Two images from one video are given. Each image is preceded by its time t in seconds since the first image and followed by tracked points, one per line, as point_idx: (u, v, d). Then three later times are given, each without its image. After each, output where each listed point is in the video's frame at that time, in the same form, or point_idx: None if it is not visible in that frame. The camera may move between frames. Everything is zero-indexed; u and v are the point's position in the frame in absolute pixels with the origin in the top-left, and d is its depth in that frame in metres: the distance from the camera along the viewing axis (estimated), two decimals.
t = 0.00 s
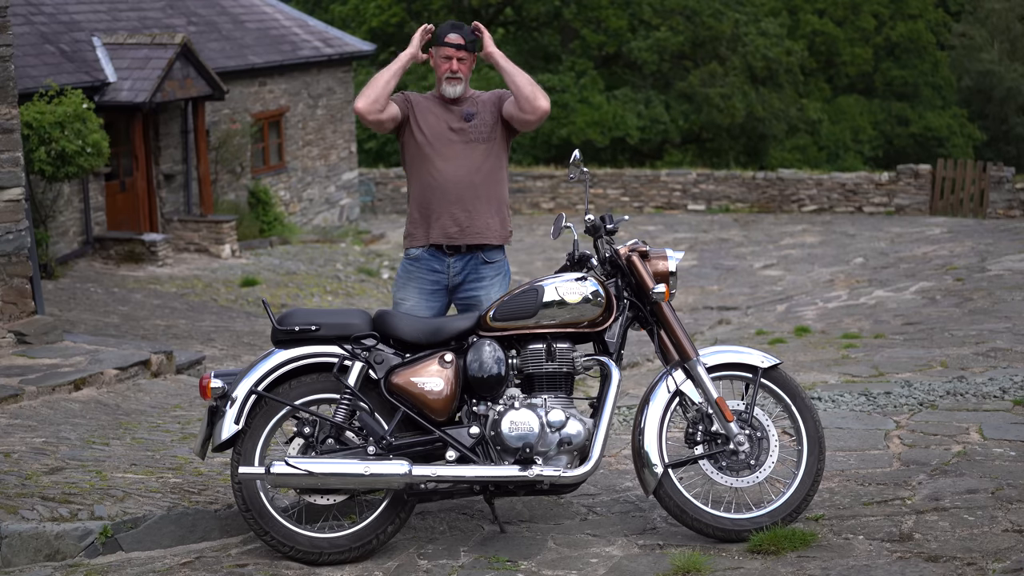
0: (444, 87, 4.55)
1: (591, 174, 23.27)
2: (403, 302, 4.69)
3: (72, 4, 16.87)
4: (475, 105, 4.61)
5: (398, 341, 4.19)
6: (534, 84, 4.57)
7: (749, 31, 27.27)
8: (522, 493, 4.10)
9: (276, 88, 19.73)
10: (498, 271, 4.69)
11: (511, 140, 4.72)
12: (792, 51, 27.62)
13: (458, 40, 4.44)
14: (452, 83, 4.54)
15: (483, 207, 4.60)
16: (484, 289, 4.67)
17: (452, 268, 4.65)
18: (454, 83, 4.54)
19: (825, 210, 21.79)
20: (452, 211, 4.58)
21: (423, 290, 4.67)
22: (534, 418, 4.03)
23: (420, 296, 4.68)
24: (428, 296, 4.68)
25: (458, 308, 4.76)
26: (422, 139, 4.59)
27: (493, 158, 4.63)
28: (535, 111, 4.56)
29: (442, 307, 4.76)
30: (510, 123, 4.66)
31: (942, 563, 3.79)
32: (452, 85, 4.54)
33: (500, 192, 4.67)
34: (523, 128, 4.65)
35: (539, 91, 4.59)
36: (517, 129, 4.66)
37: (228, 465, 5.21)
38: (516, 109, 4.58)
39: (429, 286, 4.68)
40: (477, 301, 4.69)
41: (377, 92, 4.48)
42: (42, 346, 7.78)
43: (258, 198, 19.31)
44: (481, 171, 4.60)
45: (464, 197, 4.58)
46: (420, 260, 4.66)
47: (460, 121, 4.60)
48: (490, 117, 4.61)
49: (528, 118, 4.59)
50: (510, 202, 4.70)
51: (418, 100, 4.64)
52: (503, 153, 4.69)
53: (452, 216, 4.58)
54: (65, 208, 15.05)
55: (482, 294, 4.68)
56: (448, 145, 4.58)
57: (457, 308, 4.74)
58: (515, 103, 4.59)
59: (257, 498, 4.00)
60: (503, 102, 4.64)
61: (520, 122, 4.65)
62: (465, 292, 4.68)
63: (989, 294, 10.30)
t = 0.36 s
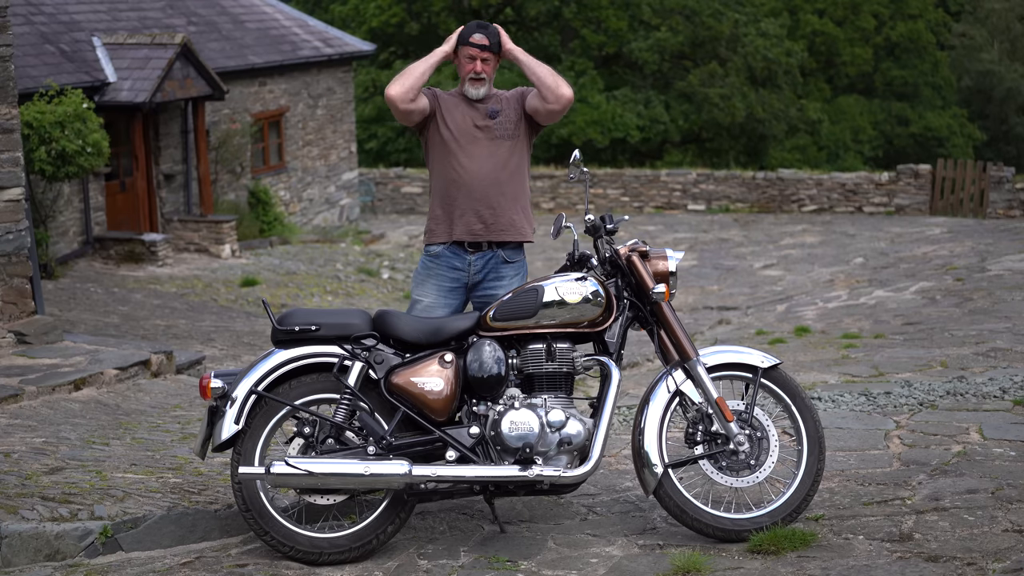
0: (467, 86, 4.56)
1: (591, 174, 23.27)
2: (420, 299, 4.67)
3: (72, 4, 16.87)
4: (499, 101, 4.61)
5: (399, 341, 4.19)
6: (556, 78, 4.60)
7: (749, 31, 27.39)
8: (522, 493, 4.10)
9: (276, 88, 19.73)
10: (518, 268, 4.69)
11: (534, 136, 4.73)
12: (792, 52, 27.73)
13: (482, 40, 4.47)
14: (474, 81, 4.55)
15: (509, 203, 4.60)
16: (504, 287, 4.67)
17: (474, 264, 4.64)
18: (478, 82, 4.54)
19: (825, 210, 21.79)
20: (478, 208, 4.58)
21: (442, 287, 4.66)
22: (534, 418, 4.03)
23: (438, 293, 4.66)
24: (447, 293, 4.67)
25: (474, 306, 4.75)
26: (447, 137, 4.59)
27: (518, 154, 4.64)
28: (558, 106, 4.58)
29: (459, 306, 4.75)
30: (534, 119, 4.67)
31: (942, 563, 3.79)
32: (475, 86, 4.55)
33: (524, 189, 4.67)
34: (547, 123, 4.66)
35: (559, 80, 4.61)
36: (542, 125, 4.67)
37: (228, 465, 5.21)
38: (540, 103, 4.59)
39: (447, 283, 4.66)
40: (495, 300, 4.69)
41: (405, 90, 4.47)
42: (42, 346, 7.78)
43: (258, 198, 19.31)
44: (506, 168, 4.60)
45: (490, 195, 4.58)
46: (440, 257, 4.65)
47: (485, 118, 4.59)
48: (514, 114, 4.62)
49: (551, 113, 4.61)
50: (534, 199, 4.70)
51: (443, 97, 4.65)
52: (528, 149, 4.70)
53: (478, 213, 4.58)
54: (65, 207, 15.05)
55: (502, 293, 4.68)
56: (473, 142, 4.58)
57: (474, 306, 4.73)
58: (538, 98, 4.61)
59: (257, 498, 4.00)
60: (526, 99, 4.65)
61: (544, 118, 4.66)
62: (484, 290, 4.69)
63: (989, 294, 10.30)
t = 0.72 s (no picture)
0: (483, 85, 4.57)
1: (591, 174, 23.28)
2: (427, 297, 4.68)
3: (72, 4, 16.87)
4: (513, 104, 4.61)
5: (399, 341, 4.19)
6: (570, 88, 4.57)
7: (748, 31, 27.44)
8: (521, 493, 4.10)
9: (276, 88, 19.73)
10: (524, 270, 4.68)
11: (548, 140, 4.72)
12: (791, 52, 27.79)
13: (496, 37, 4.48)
14: (489, 78, 4.56)
15: (518, 206, 4.61)
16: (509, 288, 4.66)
17: (481, 264, 4.64)
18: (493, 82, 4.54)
19: (825, 210, 21.79)
20: (488, 209, 4.58)
21: (449, 286, 4.66)
22: (534, 418, 4.03)
23: (444, 291, 4.67)
24: (453, 292, 4.67)
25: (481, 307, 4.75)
26: (460, 137, 4.59)
27: (529, 157, 4.63)
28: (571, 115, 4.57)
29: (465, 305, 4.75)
30: (547, 124, 4.66)
31: (942, 563, 3.79)
32: (489, 82, 4.56)
33: (534, 193, 4.67)
34: (559, 129, 4.66)
35: (573, 95, 4.56)
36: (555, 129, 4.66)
37: (228, 465, 5.21)
38: (553, 114, 4.58)
39: (454, 281, 4.67)
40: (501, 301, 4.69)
41: (423, 88, 4.46)
42: (42, 346, 7.78)
43: (258, 198, 19.31)
44: (517, 171, 4.60)
45: (500, 197, 4.59)
46: (448, 255, 4.66)
47: (497, 120, 4.60)
48: (527, 117, 4.62)
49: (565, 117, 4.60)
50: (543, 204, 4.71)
51: (458, 96, 4.65)
52: (539, 153, 4.70)
53: (487, 215, 4.58)
54: (65, 207, 15.04)
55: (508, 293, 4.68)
56: (485, 142, 4.59)
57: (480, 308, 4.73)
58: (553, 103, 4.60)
59: (257, 498, 4.00)
60: (541, 104, 4.65)
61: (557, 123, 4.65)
62: (491, 289, 4.68)
63: (989, 294, 10.30)
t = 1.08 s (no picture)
0: (485, 87, 4.58)
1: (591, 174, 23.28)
2: (426, 294, 4.70)
3: (72, 4, 16.87)
4: (514, 104, 4.60)
5: (399, 341, 4.19)
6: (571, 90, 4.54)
7: (748, 32, 27.40)
8: (521, 493, 4.10)
9: (276, 88, 19.73)
10: (522, 270, 4.68)
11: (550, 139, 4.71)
12: (792, 52, 27.76)
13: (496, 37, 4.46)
14: (489, 78, 4.56)
15: (516, 207, 4.61)
16: (507, 287, 4.67)
17: (479, 262, 4.66)
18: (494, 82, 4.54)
19: (825, 210, 21.79)
20: (486, 209, 4.59)
21: (447, 284, 4.69)
22: (534, 418, 4.03)
23: (443, 288, 4.69)
24: (451, 290, 4.69)
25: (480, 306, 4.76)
26: (460, 136, 4.60)
27: (529, 157, 4.63)
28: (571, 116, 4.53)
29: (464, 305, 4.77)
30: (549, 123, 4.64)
31: (942, 563, 3.79)
32: (490, 82, 4.56)
33: (535, 193, 4.67)
34: (562, 129, 4.63)
35: (572, 96, 4.54)
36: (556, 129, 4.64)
37: (228, 465, 5.21)
38: (553, 114, 4.56)
39: (452, 279, 4.69)
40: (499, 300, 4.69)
41: (422, 90, 4.48)
42: (42, 346, 7.78)
43: (258, 198, 19.31)
44: (516, 171, 4.60)
45: (499, 197, 4.59)
46: (446, 252, 4.68)
47: (498, 120, 4.59)
48: (528, 117, 4.60)
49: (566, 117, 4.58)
50: (544, 204, 4.70)
51: (460, 94, 4.64)
52: (540, 153, 4.69)
53: (485, 215, 4.59)
54: (65, 207, 15.04)
55: (506, 292, 4.68)
56: (485, 142, 4.59)
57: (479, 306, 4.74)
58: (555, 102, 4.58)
59: (257, 498, 4.00)
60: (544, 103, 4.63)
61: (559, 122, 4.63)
62: (489, 288, 4.69)
63: (989, 294, 10.30)
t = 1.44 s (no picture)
0: (471, 91, 4.56)
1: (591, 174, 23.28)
2: (412, 299, 4.71)
3: (72, 4, 16.87)
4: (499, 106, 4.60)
5: (398, 341, 4.19)
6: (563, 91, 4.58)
7: (749, 32, 27.36)
8: (521, 493, 4.10)
9: (276, 88, 19.73)
10: (507, 272, 4.69)
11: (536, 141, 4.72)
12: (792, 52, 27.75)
13: (484, 41, 4.46)
14: (475, 81, 4.54)
15: (500, 211, 4.60)
16: (494, 291, 4.67)
17: (464, 265, 4.66)
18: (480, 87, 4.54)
19: (825, 210, 21.79)
20: (470, 213, 4.58)
21: (432, 288, 4.69)
22: (534, 418, 4.03)
23: (429, 292, 4.70)
24: (437, 294, 4.69)
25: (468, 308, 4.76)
26: (446, 139, 4.59)
27: (514, 161, 4.62)
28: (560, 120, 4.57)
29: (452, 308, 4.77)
30: (534, 126, 4.65)
31: (942, 563, 3.79)
32: (476, 85, 4.54)
33: (520, 197, 4.67)
34: (548, 131, 4.63)
35: (568, 99, 4.58)
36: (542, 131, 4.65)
37: (227, 465, 5.21)
38: (545, 114, 4.58)
39: (437, 283, 4.69)
40: (485, 301, 4.69)
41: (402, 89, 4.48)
42: (42, 346, 7.77)
43: (258, 198, 19.31)
44: (501, 174, 4.60)
45: (484, 200, 4.58)
46: (431, 257, 4.69)
47: (483, 123, 4.58)
48: (514, 119, 4.60)
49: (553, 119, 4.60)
50: (529, 207, 4.70)
51: (445, 96, 4.63)
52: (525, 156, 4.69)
53: (469, 218, 4.59)
54: (65, 207, 15.04)
55: (492, 295, 4.68)
56: (470, 145, 4.58)
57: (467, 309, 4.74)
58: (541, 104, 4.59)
59: (257, 498, 4.00)
60: (529, 106, 4.63)
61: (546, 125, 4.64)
62: (475, 292, 4.69)
63: (989, 294, 10.30)
